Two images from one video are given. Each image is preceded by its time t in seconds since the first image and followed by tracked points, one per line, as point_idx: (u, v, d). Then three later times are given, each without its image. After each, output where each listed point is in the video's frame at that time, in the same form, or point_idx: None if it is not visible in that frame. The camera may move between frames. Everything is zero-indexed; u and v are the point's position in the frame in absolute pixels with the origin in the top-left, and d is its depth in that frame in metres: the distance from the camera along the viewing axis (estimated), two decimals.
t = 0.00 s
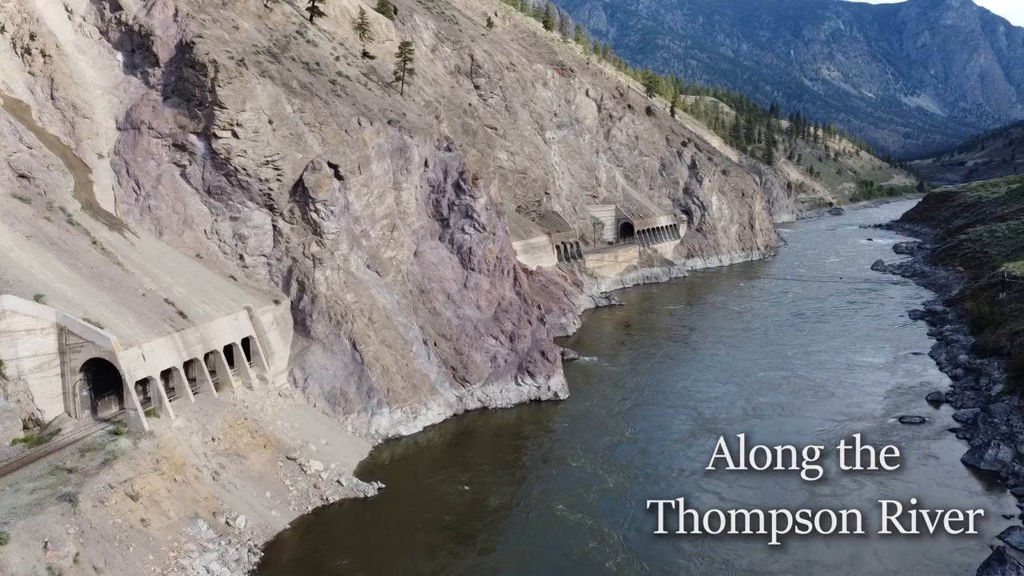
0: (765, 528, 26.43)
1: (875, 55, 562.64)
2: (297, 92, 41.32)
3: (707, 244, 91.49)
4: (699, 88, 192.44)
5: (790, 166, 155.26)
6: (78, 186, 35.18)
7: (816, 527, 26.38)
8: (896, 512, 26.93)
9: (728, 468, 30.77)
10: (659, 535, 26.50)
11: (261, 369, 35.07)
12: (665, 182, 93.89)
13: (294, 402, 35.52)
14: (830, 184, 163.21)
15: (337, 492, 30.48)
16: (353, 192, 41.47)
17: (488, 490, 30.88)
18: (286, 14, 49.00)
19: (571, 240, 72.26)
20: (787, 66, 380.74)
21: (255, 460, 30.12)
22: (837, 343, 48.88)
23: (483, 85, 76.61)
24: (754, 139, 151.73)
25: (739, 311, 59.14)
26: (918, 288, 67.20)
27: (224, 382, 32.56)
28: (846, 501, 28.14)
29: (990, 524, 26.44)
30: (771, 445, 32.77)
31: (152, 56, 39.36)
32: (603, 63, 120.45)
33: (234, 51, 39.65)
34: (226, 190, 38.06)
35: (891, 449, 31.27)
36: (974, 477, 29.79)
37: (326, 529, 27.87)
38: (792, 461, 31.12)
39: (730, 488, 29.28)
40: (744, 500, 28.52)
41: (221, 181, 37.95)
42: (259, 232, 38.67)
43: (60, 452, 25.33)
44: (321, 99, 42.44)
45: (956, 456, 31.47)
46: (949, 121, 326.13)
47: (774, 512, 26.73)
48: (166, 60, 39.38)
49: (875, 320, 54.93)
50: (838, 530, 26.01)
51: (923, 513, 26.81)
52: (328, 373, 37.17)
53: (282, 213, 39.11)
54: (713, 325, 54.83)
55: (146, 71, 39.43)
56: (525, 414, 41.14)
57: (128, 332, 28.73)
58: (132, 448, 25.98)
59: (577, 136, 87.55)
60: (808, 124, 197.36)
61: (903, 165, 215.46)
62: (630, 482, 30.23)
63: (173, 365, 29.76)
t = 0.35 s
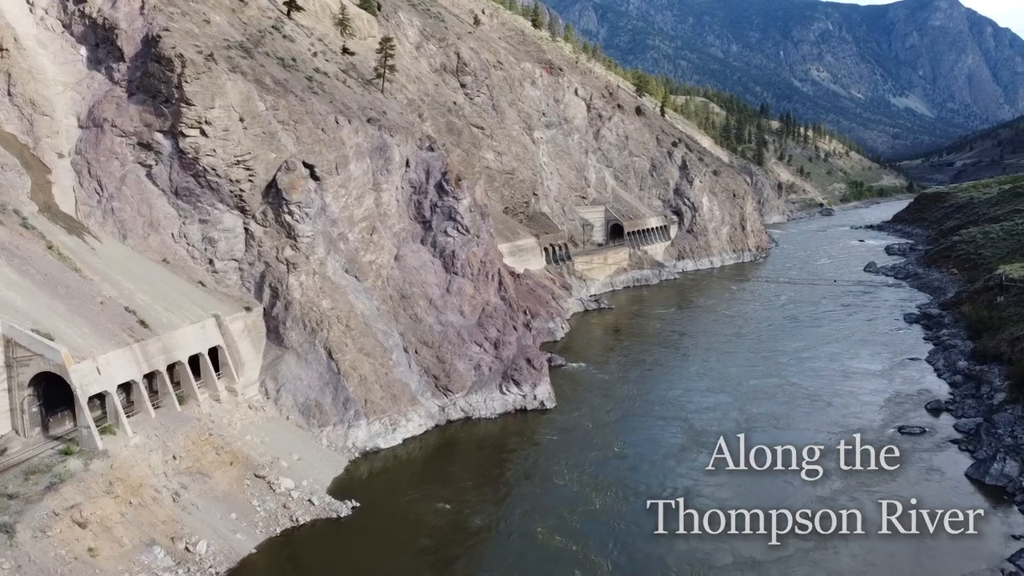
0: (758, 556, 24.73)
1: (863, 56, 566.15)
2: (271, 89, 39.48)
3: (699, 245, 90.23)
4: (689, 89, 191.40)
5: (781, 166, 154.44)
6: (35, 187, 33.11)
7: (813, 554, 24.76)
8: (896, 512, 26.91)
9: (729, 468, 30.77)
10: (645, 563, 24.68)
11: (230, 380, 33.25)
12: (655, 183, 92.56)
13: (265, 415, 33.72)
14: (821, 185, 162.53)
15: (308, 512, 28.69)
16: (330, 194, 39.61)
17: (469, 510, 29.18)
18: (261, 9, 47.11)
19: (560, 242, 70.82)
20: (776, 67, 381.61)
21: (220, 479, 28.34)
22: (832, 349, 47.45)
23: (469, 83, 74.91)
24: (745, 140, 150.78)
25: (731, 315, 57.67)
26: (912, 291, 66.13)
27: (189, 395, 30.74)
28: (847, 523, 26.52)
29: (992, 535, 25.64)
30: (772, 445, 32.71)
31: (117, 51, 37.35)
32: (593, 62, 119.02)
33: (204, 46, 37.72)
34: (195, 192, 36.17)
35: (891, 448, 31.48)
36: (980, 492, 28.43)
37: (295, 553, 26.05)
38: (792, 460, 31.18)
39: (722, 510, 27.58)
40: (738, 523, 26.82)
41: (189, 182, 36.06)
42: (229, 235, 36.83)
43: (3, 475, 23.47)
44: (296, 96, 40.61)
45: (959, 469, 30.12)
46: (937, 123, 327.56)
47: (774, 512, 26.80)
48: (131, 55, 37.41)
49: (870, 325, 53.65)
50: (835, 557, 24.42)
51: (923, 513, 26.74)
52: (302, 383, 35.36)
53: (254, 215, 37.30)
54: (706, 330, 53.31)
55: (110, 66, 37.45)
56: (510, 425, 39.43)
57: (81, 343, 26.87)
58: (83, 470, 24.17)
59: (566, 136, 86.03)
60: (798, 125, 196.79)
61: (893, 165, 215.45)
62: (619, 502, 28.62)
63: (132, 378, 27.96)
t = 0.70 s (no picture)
0: None
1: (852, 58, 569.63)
2: (240, 85, 37.49)
3: (689, 247, 88.82)
4: (679, 89, 190.31)
5: (771, 167, 153.50)
6: None
7: None
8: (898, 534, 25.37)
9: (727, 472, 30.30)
10: None
11: (194, 394, 31.30)
12: (645, 184, 91.08)
13: (232, 430, 31.79)
14: (811, 186, 161.69)
15: (273, 536, 26.79)
16: (303, 196, 37.69)
17: (448, 534, 27.38)
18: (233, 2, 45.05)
19: (547, 243, 69.14)
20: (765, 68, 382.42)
21: (179, 502, 26.41)
22: (826, 356, 45.96)
23: (454, 82, 73.03)
24: (734, 141, 149.72)
25: (723, 320, 56.11)
26: (906, 294, 64.94)
27: (148, 411, 28.79)
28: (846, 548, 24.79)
29: (1001, 558, 24.04)
30: (770, 454, 31.70)
31: (75, 44, 35.24)
32: (581, 62, 117.32)
33: (168, 39, 35.68)
34: (158, 193, 34.15)
35: (889, 455, 30.98)
36: (987, 511, 26.98)
37: None
38: (792, 462, 30.93)
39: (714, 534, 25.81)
40: (731, 549, 25.09)
41: (152, 183, 34.03)
42: (195, 239, 34.84)
43: None
44: (267, 92, 38.65)
45: (964, 486, 28.65)
46: (925, 124, 329.05)
47: (774, 512, 26.71)
48: (91, 49, 35.33)
49: (864, 330, 52.24)
50: None
51: (923, 513, 26.60)
52: (272, 396, 33.42)
53: (222, 218, 35.39)
54: (697, 336, 51.69)
55: (68, 61, 35.33)
56: (494, 437, 37.64)
57: (24, 358, 24.86)
58: (21, 497, 22.21)
59: (553, 136, 84.32)
60: (787, 125, 196.17)
61: (882, 166, 215.38)
62: (605, 526, 26.91)
63: (82, 395, 26.02)
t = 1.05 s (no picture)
0: None
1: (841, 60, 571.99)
2: (207, 80, 35.50)
3: (679, 249, 87.38)
4: (669, 89, 189.23)
5: (762, 167, 152.51)
6: None
7: None
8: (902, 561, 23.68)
9: (720, 493, 28.58)
10: None
11: (154, 409, 29.31)
12: (635, 185, 89.57)
13: (195, 447, 29.82)
14: (801, 186, 160.86)
15: (234, 565, 24.86)
16: (275, 198, 35.75)
17: (425, 562, 25.60)
18: None
19: (535, 246, 67.45)
20: (755, 69, 383.00)
21: (131, 530, 24.42)
22: (821, 363, 44.42)
23: (439, 81, 71.19)
24: (725, 141, 148.63)
25: (714, 326, 54.52)
26: (901, 297, 63.68)
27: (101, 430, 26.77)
28: None
29: None
30: (765, 471, 30.07)
31: (30, 37, 33.14)
32: (571, 61, 115.77)
33: (128, 31, 33.49)
34: (118, 195, 32.05)
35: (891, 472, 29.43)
36: (995, 532, 25.45)
37: None
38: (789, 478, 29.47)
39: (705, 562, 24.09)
40: None
41: (112, 184, 31.93)
42: (159, 243, 32.78)
43: None
44: (237, 88, 36.58)
45: (970, 505, 27.14)
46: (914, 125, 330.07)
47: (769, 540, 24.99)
48: (47, 42, 33.21)
49: (859, 335, 50.81)
50: None
51: (928, 535, 25.07)
52: (239, 411, 31.48)
53: (187, 222, 33.36)
54: (689, 343, 50.04)
55: (22, 54, 33.20)
56: (476, 451, 35.84)
57: None
58: None
59: (541, 136, 82.63)
60: (778, 126, 195.51)
61: (872, 167, 215.04)
62: (591, 554, 25.16)
63: (25, 414, 23.97)
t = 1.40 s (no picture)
0: None
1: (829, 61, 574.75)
2: (172, 75, 33.55)
3: (670, 251, 85.93)
4: (659, 89, 188.01)
5: (753, 168, 151.47)
6: None
7: None
8: None
9: (713, 514, 26.98)
10: None
11: (110, 426, 27.33)
12: (625, 185, 88.03)
13: (155, 467, 27.87)
14: (793, 187, 159.96)
15: None
16: (244, 199, 33.84)
17: None
18: None
19: (523, 248, 65.75)
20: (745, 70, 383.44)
21: (76, 561, 22.50)
22: (817, 371, 42.89)
23: (424, 79, 69.32)
24: (716, 141, 147.46)
25: (706, 331, 52.94)
26: (897, 300, 62.35)
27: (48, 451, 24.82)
28: None
29: None
30: (761, 490, 28.44)
31: None
32: (560, 60, 114.14)
33: (85, 23, 31.41)
34: (74, 197, 29.92)
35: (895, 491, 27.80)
36: (1007, 556, 23.88)
37: None
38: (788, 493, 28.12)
39: None
40: None
41: (67, 185, 29.80)
42: (119, 248, 30.69)
43: None
44: (204, 84, 34.62)
45: (979, 525, 25.59)
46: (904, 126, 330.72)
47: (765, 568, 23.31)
48: None
49: (855, 340, 49.39)
50: None
51: (936, 561, 23.47)
52: (203, 426, 29.58)
53: (150, 225, 31.34)
54: (681, 349, 48.41)
55: None
56: (457, 466, 34.04)
57: None
58: None
59: (530, 135, 80.93)
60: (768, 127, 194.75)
61: (863, 167, 214.69)
62: None
63: None
